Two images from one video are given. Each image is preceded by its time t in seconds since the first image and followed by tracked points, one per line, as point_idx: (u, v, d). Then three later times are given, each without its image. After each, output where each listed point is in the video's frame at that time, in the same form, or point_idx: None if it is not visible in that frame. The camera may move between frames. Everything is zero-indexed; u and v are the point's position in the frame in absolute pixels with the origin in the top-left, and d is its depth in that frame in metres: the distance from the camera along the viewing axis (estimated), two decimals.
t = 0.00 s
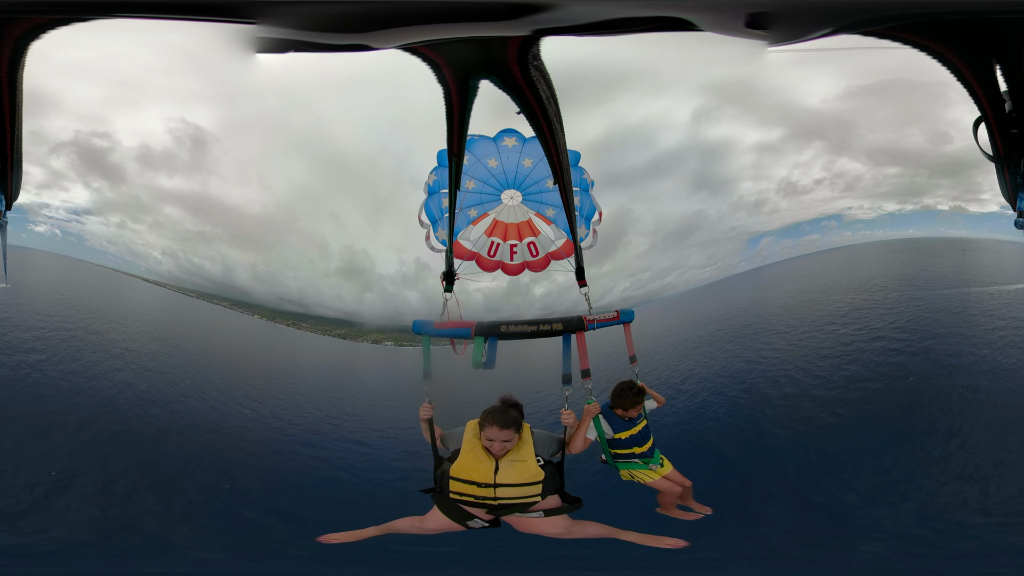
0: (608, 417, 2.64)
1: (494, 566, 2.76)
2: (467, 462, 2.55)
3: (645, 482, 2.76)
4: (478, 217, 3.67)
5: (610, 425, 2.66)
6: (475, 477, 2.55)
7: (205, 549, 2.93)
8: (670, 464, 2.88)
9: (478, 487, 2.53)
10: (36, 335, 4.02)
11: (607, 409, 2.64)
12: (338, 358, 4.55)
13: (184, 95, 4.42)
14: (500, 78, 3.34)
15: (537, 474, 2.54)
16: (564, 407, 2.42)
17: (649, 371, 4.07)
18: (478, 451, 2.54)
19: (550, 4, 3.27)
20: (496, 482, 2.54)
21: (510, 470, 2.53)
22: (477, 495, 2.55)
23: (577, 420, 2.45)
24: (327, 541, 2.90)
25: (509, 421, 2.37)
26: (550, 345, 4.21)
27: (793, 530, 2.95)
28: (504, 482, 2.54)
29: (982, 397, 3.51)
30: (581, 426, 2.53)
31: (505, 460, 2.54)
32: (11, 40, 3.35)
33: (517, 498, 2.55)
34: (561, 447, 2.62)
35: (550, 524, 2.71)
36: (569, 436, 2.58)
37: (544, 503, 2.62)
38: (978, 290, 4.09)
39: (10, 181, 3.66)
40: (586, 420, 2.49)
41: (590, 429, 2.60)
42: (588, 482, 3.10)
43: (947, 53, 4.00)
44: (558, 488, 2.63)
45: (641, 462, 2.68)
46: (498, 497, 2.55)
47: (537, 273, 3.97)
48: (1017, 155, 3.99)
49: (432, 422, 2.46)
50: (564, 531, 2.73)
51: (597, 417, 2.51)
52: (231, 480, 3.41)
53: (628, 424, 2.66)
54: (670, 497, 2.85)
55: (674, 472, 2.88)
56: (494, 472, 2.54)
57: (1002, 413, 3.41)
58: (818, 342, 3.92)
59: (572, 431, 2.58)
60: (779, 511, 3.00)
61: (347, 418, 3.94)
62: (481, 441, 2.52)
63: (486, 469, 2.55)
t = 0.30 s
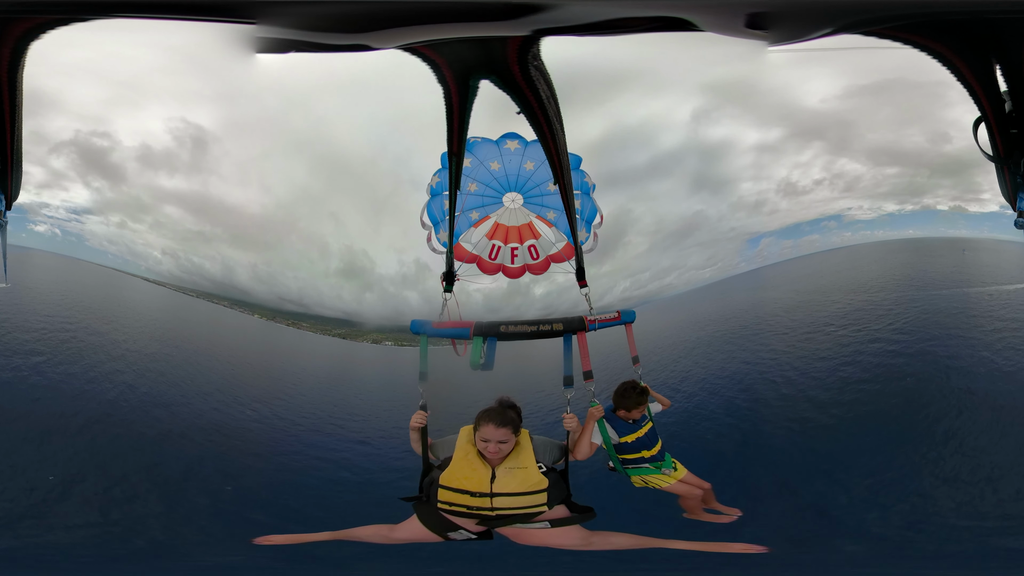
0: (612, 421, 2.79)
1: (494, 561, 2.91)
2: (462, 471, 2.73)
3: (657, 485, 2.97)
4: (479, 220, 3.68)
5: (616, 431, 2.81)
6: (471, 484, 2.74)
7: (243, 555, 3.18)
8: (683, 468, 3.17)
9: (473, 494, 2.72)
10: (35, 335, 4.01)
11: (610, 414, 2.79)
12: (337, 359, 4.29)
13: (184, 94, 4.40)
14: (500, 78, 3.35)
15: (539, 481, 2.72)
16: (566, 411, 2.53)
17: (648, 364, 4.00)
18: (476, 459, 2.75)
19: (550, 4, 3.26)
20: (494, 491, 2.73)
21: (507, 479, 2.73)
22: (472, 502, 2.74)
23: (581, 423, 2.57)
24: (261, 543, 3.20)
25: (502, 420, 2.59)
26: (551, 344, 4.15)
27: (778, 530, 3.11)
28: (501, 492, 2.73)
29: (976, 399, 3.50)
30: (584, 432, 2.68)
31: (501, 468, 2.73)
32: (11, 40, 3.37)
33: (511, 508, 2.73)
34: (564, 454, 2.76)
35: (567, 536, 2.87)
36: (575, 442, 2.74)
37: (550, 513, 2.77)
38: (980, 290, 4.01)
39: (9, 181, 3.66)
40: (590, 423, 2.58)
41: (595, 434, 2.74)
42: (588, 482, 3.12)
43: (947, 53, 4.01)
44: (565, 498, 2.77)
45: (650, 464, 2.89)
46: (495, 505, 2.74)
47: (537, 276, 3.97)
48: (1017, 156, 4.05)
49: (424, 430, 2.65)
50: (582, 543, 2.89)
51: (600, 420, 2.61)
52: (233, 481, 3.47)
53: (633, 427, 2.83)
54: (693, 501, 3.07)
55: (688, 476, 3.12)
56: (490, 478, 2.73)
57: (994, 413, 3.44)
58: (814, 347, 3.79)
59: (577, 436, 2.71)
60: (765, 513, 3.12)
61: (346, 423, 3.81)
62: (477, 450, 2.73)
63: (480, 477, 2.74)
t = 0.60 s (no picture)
0: (613, 421, 2.86)
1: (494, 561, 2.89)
2: (460, 470, 2.82)
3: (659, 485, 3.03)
4: (481, 222, 3.67)
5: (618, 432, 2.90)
6: (467, 484, 2.81)
7: (239, 554, 3.15)
8: (686, 467, 3.24)
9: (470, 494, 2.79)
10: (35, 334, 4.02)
11: (611, 416, 2.86)
12: (338, 357, 4.30)
13: (185, 93, 4.37)
14: (500, 77, 3.33)
15: (536, 481, 2.80)
16: (567, 411, 2.53)
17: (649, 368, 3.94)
18: (473, 459, 2.85)
19: (551, 4, 3.26)
20: (490, 491, 2.81)
21: (504, 479, 2.81)
22: (468, 502, 2.81)
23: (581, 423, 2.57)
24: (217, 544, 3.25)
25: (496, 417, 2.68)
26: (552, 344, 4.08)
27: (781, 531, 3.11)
28: (498, 492, 2.81)
29: (975, 400, 3.51)
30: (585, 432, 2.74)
31: (498, 467, 2.82)
32: (10, 39, 3.37)
33: (506, 509, 2.79)
34: (563, 454, 2.87)
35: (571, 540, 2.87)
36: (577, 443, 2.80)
37: (551, 516, 2.82)
38: (980, 291, 4.01)
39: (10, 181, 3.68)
40: (590, 421, 2.61)
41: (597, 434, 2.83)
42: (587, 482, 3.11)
43: (948, 54, 4.05)
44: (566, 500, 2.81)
45: (651, 464, 2.97)
46: (491, 507, 2.80)
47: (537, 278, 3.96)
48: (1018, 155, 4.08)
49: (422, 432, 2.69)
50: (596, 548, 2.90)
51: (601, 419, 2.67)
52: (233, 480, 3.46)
53: (634, 426, 2.91)
54: (698, 501, 3.13)
55: (692, 476, 3.20)
56: (487, 478, 2.82)
57: (996, 414, 3.47)
58: (814, 351, 3.77)
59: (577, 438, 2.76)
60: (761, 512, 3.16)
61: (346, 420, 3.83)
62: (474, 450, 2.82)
63: (478, 477, 2.83)
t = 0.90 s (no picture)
0: (608, 419, 2.84)
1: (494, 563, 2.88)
2: (461, 461, 2.84)
3: (644, 484, 3.02)
4: (481, 223, 3.68)
5: (609, 428, 2.85)
6: (469, 474, 2.83)
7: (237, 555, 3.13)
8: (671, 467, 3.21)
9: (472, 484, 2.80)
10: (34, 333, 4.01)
11: (607, 412, 2.84)
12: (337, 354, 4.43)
13: (181, 89, 4.41)
14: (500, 77, 3.34)
15: (530, 472, 2.81)
16: (564, 408, 2.54)
17: (648, 369, 3.91)
18: (472, 450, 2.86)
19: (551, 4, 3.26)
20: (489, 483, 2.81)
21: (502, 470, 2.81)
22: (469, 493, 2.82)
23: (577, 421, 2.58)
24: (246, 542, 3.16)
25: (487, 412, 2.71)
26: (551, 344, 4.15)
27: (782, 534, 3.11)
28: (497, 483, 2.81)
29: (975, 399, 3.53)
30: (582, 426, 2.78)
31: (498, 459, 2.82)
32: (11, 40, 3.37)
33: (506, 500, 2.79)
34: (558, 448, 2.91)
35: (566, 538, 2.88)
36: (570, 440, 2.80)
37: (543, 509, 2.81)
38: (979, 291, 4.03)
39: (10, 180, 3.67)
40: (586, 418, 2.68)
41: (591, 430, 2.81)
42: (587, 481, 3.12)
43: (948, 53, 4.03)
44: (556, 494, 2.82)
45: (641, 463, 2.94)
46: (491, 498, 2.80)
47: (537, 279, 3.95)
48: (1018, 155, 4.05)
49: (426, 430, 2.64)
50: (572, 542, 2.90)
51: (598, 417, 2.72)
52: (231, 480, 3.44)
53: (626, 425, 2.87)
54: (674, 500, 3.10)
55: (676, 476, 3.16)
56: (487, 469, 2.83)
57: (998, 415, 3.47)
58: (812, 354, 3.79)
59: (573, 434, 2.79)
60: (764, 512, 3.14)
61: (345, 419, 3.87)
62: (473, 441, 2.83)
63: (478, 468, 2.85)
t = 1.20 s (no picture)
0: (603, 415, 2.68)
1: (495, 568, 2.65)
2: (466, 452, 2.61)
3: (632, 478, 2.76)
4: (481, 222, 3.67)
5: (605, 422, 2.68)
6: (477, 466, 2.58)
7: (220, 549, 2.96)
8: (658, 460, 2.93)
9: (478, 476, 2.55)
10: (36, 334, 4.03)
11: (602, 407, 2.69)
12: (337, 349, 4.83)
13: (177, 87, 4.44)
14: (500, 77, 3.35)
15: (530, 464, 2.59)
16: (563, 405, 2.46)
17: (648, 371, 4.21)
18: (477, 440, 2.62)
19: (551, 3, 3.25)
20: (495, 474, 2.56)
21: (509, 462, 2.57)
22: (475, 485, 2.58)
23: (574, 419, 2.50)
24: (300, 541, 2.81)
25: (496, 409, 2.43)
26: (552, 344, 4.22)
27: (796, 526, 2.95)
28: (502, 474, 2.57)
29: (980, 395, 3.51)
30: (580, 420, 2.60)
31: (503, 451, 2.59)
32: (11, 40, 3.36)
33: (515, 491, 2.57)
34: (557, 441, 2.74)
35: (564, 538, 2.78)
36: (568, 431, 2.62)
37: (537, 500, 2.61)
38: (975, 293, 4.13)
39: (10, 181, 3.65)
40: (584, 417, 2.58)
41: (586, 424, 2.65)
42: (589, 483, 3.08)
43: (947, 54, 4.02)
44: (551, 485, 2.64)
45: (631, 458, 2.70)
46: (499, 489, 2.56)
47: (537, 279, 3.96)
48: (1018, 155, 4.01)
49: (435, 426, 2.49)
50: (555, 532, 2.66)
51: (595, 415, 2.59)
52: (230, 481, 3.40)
53: (622, 421, 2.69)
54: (650, 493, 2.84)
55: (660, 471, 2.86)
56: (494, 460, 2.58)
57: (1004, 410, 3.45)
58: (809, 358, 3.98)
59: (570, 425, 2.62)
60: (771, 508, 3.02)
61: (346, 418, 3.92)
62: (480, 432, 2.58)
63: (486, 459, 2.59)
